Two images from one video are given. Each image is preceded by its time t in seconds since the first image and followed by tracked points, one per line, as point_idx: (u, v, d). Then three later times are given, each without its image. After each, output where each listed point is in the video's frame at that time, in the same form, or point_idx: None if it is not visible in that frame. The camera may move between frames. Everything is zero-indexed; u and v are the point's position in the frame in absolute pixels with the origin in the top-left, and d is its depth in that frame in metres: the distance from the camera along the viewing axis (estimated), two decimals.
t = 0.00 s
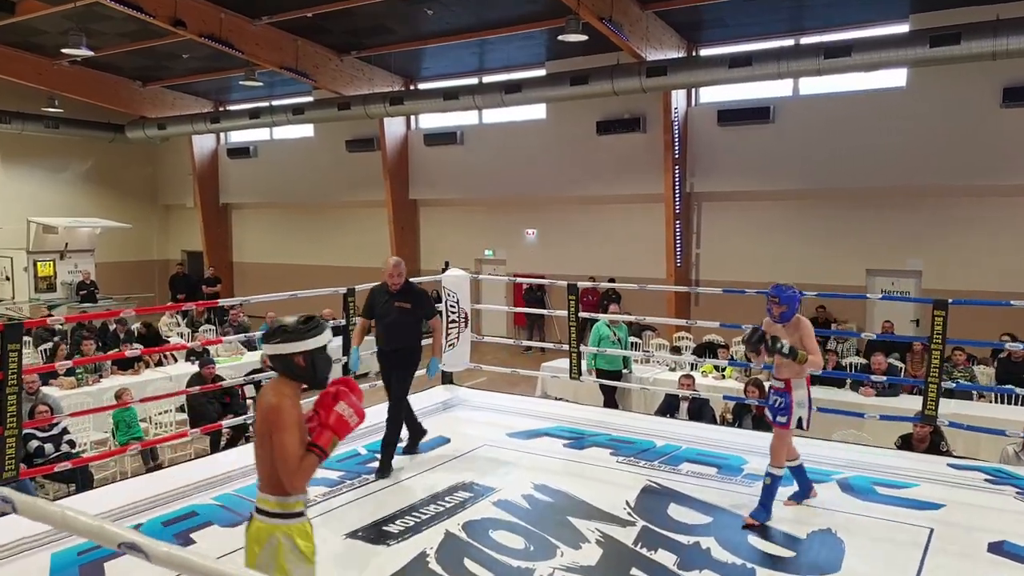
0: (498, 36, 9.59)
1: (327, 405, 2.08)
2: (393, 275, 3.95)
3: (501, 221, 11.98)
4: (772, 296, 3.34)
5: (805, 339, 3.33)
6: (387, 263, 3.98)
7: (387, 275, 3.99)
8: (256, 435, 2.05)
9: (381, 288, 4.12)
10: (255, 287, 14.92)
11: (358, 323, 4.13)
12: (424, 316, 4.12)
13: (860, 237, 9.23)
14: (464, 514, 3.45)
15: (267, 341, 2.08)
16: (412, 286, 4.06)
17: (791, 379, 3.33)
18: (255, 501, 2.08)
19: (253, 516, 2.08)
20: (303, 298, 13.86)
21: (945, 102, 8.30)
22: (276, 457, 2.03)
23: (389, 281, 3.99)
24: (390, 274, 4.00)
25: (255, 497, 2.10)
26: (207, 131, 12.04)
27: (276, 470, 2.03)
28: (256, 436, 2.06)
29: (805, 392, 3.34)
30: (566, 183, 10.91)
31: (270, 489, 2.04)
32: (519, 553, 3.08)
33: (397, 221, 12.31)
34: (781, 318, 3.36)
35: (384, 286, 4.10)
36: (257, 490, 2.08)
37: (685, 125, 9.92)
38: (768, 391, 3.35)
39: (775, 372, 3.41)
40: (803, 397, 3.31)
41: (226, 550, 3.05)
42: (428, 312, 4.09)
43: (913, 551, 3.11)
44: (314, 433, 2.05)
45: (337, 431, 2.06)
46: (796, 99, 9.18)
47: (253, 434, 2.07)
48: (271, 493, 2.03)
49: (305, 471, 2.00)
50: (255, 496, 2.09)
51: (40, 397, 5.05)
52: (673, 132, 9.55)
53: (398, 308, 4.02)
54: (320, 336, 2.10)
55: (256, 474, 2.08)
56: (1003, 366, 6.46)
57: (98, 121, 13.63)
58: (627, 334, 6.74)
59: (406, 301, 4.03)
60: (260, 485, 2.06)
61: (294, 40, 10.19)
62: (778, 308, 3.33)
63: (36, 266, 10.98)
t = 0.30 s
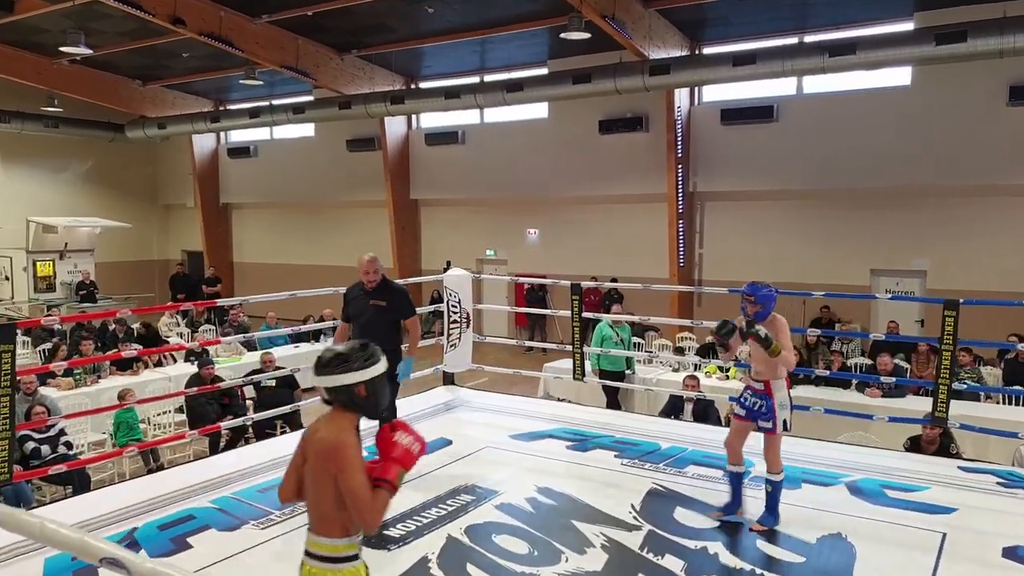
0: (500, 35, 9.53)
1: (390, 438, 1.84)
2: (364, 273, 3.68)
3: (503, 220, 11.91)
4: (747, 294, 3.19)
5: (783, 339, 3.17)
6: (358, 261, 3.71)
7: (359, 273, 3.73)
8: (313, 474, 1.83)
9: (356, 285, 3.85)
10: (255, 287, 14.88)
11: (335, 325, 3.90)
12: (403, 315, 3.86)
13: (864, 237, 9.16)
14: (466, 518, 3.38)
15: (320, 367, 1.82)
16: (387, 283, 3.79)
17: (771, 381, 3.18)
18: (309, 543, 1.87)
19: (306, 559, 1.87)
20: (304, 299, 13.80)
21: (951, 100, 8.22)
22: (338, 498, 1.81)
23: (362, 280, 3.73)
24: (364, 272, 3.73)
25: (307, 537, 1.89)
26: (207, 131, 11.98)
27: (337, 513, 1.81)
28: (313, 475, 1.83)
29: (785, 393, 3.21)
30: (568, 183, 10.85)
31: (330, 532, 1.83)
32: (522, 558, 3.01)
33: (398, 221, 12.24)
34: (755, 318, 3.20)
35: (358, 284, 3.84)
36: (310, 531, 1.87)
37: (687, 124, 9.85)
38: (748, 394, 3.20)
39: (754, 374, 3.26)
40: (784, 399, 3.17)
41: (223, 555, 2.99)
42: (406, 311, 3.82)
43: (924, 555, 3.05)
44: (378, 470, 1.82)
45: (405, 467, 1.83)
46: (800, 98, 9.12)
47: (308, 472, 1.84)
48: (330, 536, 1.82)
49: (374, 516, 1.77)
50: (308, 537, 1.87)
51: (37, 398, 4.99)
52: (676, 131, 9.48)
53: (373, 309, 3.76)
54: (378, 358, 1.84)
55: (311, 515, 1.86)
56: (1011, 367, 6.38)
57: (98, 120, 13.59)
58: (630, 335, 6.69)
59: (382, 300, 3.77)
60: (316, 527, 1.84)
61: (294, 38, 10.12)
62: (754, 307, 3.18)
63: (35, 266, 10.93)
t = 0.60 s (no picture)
0: (501, 32, 9.48)
1: (457, 418, 1.99)
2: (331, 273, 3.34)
3: (504, 220, 11.87)
4: (716, 293, 3.06)
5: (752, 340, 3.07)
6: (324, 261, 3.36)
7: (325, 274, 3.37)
8: (383, 460, 1.89)
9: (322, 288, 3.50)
10: (255, 286, 14.84)
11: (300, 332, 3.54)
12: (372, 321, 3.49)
13: (868, 235, 9.10)
14: (468, 517, 3.34)
15: (392, 351, 1.94)
16: (356, 287, 3.44)
17: (740, 383, 3.08)
18: (368, 533, 1.91)
19: (367, 549, 1.91)
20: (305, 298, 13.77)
21: (956, 98, 8.16)
22: (411, 480, 1.89)
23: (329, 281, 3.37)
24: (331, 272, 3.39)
25: (363, 527, 1.93)
26: (207, 129, 11.94)
27: (410, 495, 1.89)
28: (382, 459, 1.88)
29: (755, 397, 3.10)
30: (570, 181, 10.80)
31: (397, 518, 1.89)
32: (524, 558, 2.97)
33: (399, 220, 12.20)
34: (725, 319, 3.07)
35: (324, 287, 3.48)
36: (372, 520, 1.91)
37: (689, 122, 9.79)
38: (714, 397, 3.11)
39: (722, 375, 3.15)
40: (752, 403, 3.06)
41: (220, 554, 2.94)
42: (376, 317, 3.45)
43: (933, 555, 3.00)
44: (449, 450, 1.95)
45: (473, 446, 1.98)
46: (803, 96, 9.07)
47: (375, 458, 1.90)
48: (398, 521, 1.88)
49: (449, 492, 1.89)
50: (367, 527, 1.92)
51: (35, 395, 4.94)
52: (678, 129, 9.43)
53: (339, 315, 3.39)
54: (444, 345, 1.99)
55: (374, 502, 1.91)
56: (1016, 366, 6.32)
57: (98, 119, 13.55)
58: (632, 333, 6.64)
59: (349, 304, 3.41)
60: (382, 514, 1.89)
61: (295, 36, 10.08)
62: (723, 308, 3.05)
63: (35, 264, 10.91)
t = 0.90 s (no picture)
0: (501, 29, 9.45)
1: (506, 415, 1.92)
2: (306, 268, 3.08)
3: (504, 218, 11.86)
4: (690, 292, 2.96)
5: (726, 342, 2.95)
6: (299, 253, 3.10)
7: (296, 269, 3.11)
8: (435, 447, 1.88)
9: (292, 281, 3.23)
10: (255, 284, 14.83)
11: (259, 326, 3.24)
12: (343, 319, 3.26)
13: (869, 232, 9.06)
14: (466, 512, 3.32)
15: (445, 338, 1.93)
16: (330, 284, 3.20)
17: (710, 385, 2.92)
18: (421, 522, 1.90)
19: (419, 538, 1.90)
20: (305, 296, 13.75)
21: (958, 94, 8.13)
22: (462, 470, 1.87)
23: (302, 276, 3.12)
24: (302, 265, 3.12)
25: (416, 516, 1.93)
26: (207, 127, 11.92)
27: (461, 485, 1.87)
28: (436, 446, 1.87)
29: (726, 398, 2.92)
30: (570, 179, 10.77)
31: (448, 507, 1.88)
32: (522, 553, 2.95)
33: (399, 218, 12.19)
34: (699, 318, 2.97)
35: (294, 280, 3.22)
36: (424, 508, 1.91)
37: (690, 119, 9.77)
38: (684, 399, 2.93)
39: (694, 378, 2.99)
40: (723, 403, 2.89)
41: (216, 550, 2.92)
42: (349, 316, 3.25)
43: (934, 551, 2.98)
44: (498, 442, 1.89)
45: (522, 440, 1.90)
46: (804, 93, 9.04)
47: (427, 446, 1.89)
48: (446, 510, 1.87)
49: (498, 487, 1.83)
50: (420, 516, 1.91)
51: (34, 392, 4.91)
52: (679, 126, 9.40)
53: (312, 311, 3.14)
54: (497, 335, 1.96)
55: (427, 491, 1.90)
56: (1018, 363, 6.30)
57: (98, 117, 13.54)
58: (632, 330, 6.62)
59: (323, 300, 3.16)
60: (435, 503, 1.89)
61: (294, 33, 10.06)
62: (697, 308, 2.96)
63: (35, 262, 10.90)
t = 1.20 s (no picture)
0: (500, 23, 9.43)
1: (543, 404, 1.99)
2: (280, 265, 2.96)
3: (503, 212, 11.85)
4: (658, 282, 2.88)
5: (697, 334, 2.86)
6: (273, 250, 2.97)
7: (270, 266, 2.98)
8: (482, 439, 1.90)
9: (264, 282, 3.10)
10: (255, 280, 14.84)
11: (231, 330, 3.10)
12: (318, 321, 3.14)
13: (869, 227, 9.05)
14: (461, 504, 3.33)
15: (486, 331, 1.97)
16: (304, 284, 3.08)
17: (685, 381, 2.91)
18: (464, 517, 1.92)
19: (463, 533, 1.91)
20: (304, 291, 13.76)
21: (958, 88, 8.11)
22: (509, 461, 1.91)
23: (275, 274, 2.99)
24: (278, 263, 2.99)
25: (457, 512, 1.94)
26: (206, 122, 11.91)
27: (508, 476, 1.90)
28: (482, 438, 1.90)
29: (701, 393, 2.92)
30: (570, 173, 10.76)
31: (494, 500, 1.90)
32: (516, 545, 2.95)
33: (398, 212, 12.18)
34: (667, 309, 2.89)
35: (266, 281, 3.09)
36: (469, 503, 1.91)
37: (690, 113, 9.75)
38: (658, 395, 2.91)
39: (664, 371, 2.96)
40: (699, 400, 2.89)
41: (211, 542, 2.93)
42: (324, 318, 3.12)
43: (927, 543, 2.98)
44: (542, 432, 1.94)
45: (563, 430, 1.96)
46: (803, 87, 9.02)
47: (472, 438, 1.92)
48: (496, 500, 1.89)
49: (550, 475, 1.89)
50: (463, 511, 1.92)
51: (31, 385, 4.91)
52: (678, 120, 9.38)
53: (286, 312, 3.02)
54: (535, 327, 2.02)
55: (470, 484, 1.92)
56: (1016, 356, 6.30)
57: (97, 112, 13.53)
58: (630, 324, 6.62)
59: (298, 301, 3.05)
60: (479, 496, 1.90)
61: (293, 27, 10.04)
62: (665, 297, 2.88)
63: (34, 257, 10.91)
